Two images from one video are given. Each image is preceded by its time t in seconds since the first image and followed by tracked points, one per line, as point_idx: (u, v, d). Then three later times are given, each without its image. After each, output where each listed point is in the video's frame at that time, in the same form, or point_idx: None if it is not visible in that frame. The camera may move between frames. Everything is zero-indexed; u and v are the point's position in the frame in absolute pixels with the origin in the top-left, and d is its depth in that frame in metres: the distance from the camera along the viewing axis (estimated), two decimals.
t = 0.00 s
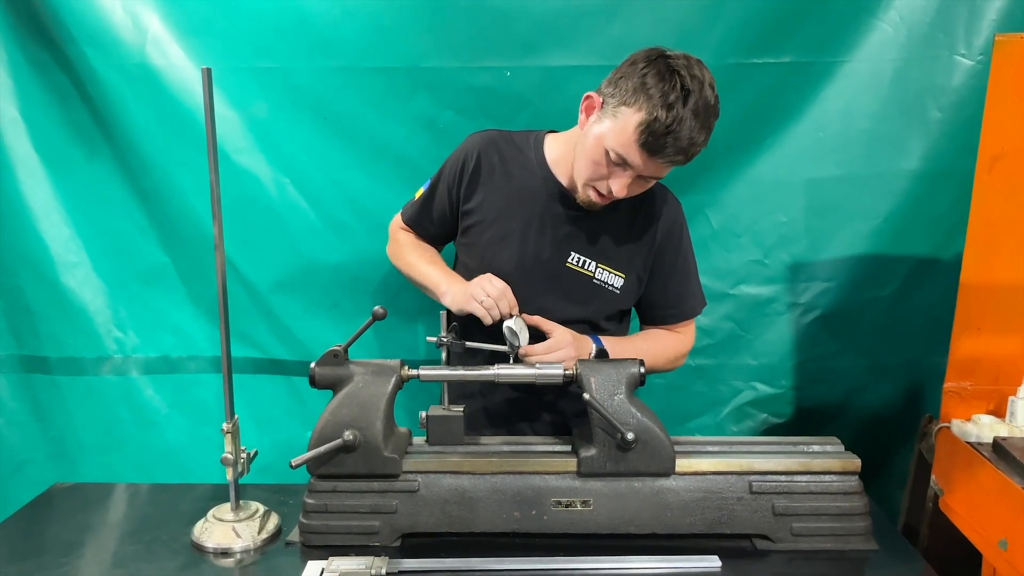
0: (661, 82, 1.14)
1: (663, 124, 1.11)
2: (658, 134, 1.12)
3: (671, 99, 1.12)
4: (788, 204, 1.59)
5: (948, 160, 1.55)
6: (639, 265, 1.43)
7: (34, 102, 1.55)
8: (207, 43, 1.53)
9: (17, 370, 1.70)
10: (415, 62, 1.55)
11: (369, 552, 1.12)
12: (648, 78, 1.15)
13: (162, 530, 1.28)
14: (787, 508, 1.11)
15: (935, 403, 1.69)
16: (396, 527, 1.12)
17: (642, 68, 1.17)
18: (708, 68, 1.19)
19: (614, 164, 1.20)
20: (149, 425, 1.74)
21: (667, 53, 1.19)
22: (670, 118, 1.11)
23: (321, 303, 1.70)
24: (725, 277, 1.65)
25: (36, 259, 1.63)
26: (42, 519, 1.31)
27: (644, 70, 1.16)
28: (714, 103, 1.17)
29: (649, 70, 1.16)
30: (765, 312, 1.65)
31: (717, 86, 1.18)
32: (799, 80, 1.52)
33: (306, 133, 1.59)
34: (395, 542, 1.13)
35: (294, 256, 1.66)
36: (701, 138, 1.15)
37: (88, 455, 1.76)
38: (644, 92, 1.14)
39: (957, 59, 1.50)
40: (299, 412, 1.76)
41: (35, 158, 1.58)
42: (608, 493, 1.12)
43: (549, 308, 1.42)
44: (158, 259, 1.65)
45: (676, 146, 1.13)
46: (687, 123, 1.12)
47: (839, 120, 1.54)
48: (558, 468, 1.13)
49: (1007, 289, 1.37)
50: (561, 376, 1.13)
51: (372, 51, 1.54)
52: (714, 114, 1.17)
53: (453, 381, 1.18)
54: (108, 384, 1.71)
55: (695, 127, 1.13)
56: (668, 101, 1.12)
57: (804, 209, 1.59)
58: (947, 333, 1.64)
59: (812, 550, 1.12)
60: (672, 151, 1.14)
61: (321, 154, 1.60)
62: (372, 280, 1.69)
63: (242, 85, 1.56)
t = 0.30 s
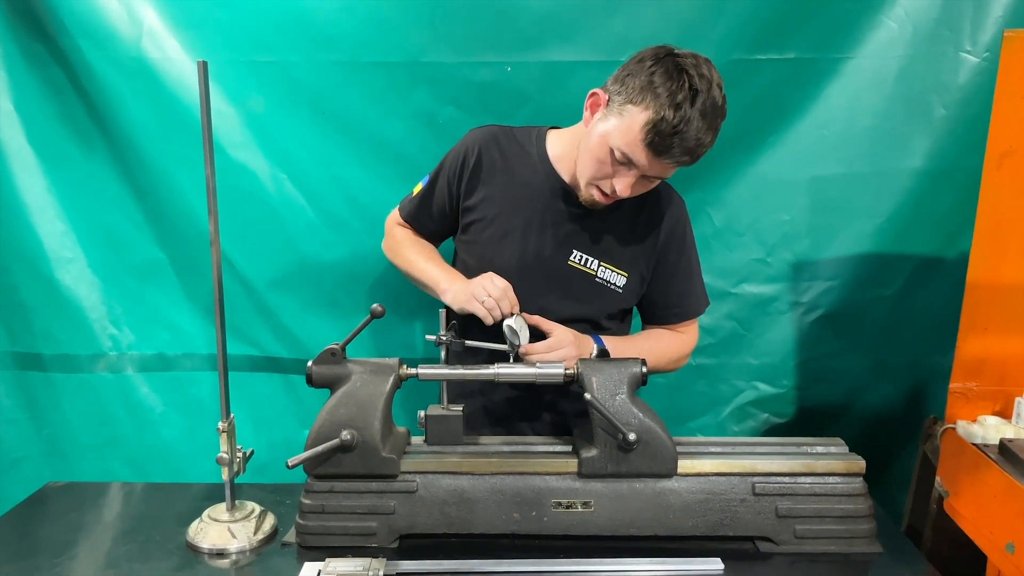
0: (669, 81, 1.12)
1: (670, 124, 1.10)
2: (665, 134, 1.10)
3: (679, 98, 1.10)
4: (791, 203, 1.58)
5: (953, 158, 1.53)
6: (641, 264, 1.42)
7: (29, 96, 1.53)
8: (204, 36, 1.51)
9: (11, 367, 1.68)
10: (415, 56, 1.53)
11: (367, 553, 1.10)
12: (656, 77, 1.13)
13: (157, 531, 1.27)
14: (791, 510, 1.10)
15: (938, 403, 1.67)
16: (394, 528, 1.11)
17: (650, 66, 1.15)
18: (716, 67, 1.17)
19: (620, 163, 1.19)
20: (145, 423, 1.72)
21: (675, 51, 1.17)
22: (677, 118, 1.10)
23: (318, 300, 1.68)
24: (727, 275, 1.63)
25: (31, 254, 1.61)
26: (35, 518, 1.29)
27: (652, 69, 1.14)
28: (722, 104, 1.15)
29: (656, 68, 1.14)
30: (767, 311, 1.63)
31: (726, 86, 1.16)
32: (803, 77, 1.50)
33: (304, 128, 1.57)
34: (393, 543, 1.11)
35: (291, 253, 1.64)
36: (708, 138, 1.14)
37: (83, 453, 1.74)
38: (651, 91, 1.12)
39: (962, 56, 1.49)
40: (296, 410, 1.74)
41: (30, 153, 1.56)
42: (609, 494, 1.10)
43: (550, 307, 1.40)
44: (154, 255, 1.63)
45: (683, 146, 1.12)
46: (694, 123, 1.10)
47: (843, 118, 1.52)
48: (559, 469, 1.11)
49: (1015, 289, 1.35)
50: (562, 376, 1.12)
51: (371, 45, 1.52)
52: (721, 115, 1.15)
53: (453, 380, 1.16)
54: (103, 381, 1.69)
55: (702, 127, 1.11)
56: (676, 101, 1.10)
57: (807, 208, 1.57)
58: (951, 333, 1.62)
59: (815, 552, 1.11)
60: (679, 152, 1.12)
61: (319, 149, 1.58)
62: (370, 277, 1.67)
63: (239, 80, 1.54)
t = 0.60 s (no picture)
0: (672, 66, 1.09)
1: (672, 111, 1.06)
2: (667, 120, 1.07)
3: (682, 84, 1.07)
4: (797, 195, 1.54)
5: (963, 151, 1.50)
6: (645, 256, 1.38)
7: (16, 84, 1.49)
8: (197, 22, 1.47)
9: None
10: (413, 43, 1.50)
11: (362, 553, 1.07)
12: (659, 62, 1.10)
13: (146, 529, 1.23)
14: (798, 510, 1.07)
15: (945, 401, 1.64)
16: (390, 527, 1.07)
17: (653, 51, 1.12)
18: (721, 54, 1.13)
19: (620, 151, 1.15)
20: (135, 418, 1.69)
21: (679, 36, 1.13)
22: (680, 105, 1.06)
23: (314, 293, 1.64)
24: (731, 269, 1.60)
25: (18, 245, 1.57)
26: (21, 516, 1.26)
27: (654, 54, 1.11)
28: (727, 91, 1.11)
29: (659, 53, 1.11)
30: (771, 307, 1.60)
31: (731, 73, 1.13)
32: (809, 67, 1.47)
33: (299, 117, 1.53)
34: (389, 542, 1.08)
35: (286, 245, 1.61)
36: (712, 126, 1.10)
37: (72, 449, 1.70)
38: (654, 77, 1.09)
39: (972, 46, 1.46)
40: (290, 405, 1.71)
41: (17, 142, 1.52)
42: (612, 493, 1.07)
43: (551, 300, 1.37)
44: (145, 247, 1.59)
45: (686, 134, 1.08)
46: (698, 110, 1.07)
47: (850, 109, 1.49)
48: (560, 467, 1.08)
49: None
50: (563, 371, 1.09)
51: (368, 32, 1.49)
52: (726, 102, 1.12)
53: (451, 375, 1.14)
54: (93, 375, 1.66)
55: (706, 115, 1.08)
56: (679, 87, 1.07)
57: (813, 201, 1.54)
58: (959, 329, 1.59)
59: (823, 553, 1.08)
60: (682, 140, 1.09)
61: (314, 139, 1.55)
62: (366, 270, 1.64)
63: (233, 67, 1.50)
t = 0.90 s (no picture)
0: (663, 22, 1.03)
1: (657, 66, 1.00)
2: (650, 76, 1.01)
3: (670, 39, 1.01)
4: (810, 184, 1.48)
5: (983, 139, 1.44)
6: (653, 245, 1.32)
7: None
8: None
9: None
10: (412, 23, 1.43)
11: (356, 557, 1.01)
12: (651, 19, 1.04)
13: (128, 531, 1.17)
14: (817, 513, 1.01)
15: (961, 399, 1.59)
16: (386, 530, 1.01)
17: (649, 10, 1.07)
18: (726, 20, 1.06)
19: (607, 115, 1.09)
20: (121, 413, 1.62)
21: None
22: (665, 60, 1.00)
23: (307, 284, 1.58)
24: (741, 261, 1.54)
25: None
26: None
27: (649, 12, 1.06)
28: (725, 56, 1.04)
29: (654, 12, 1.06)
30: (782, 300, 1.55)
31: (733, 39, 1.05)
32: (824, 51, 1.41)
33: (292, 100, 1.47)
34: (385, 546, 1.02)
35: (278, 233, 1.54)
36: (703, 89, 1.03)
37: (55, 445, 1.64)
38: (643, 33, 1.03)
39: (993, 30, 1.40)
40: (282, 401, 1.64)
41: None
42: (621, 495, 1.01)
43: (552, 289, 1.32)
44: (131, 235, 1.53)
45: (672, 95, 1.01)
46: (684, 67, 1.00)
47: (866, 95, 1.43)
48: (566, 467, 1.02)
49: None
50: (569, 365, 1.03)
51: (365, 11, 1.42)
52: (723, 68, 1.04)
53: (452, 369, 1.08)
54: (76, 369, 1.59)
55: (695, 74, 1.01)
56: (667, 42, 1.01)
57: (826, 190, 1.48)
58: (975, 325, 1.54)
59: (843, 559, 1.02)
60: (668, 102, 1.02)
61: (307, 123, 1.48)
62: (363, 260, 1.58)
63: (222, 47, 1.43)
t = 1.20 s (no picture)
0: None
1: (642, 25, 0.93)
2: (636, 37, 0.94)
3: None
4: (826, 176, 1.42)
5: (1006, 130, 1.38)
6: (657, 229, 1.26)
7: None
8: None
9: None
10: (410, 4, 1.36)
11: (349, 569, 0.94)
12: None
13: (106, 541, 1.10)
14: (842, 522, 0.95)
15: (981, 401, 1.52)
16: (381, 540, 0.94)
17: None
18: None
19: (596, 86, 1.03)
20: (102, 412, 1.55)
21: None
22: (650, 17, 0.93)
23: (299, 278, 1.51)
24: (753, 257, 1.48)
25: None
26: None
27: None
28: (717, 11, 0.96)
29: None
30: (796, 297, 1.48)
31: None
32: (840, 36, 1.35)
33: (283, 84, 1.40)
34: (380, 556, 0.95)
35: (268, 224, 1.47)
36: (694, 48, 0.95)
37: (34, 445, 1.57)
38: None
39: (1018, 15, 1.34)
40: (272, 400, 1.57)
41: None
42: (632, 503, 0.95)
43: (556, 285, 1.25)
44: (114, 225, 1.45)
45: (661, 56, 0.94)
46: (671, 24, 0.93)
47: (884, 81, 1.37)
48: (575, 473, 0.96)
49: None
50: (578, 364, 0.97)
51: None
52: (715, 23, 0.96)
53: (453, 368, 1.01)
54: (56, 365, 1.52)
55: (684, 30, 0.94)
56: None
57: (842, 182, 1.42)
58: (997, 323, 1.47)
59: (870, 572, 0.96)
60: (658, 63, 0.95)
61: (300, 108, 1.41)
62: (358, 253, 1.51)
63: (209, 27, 1.36)
